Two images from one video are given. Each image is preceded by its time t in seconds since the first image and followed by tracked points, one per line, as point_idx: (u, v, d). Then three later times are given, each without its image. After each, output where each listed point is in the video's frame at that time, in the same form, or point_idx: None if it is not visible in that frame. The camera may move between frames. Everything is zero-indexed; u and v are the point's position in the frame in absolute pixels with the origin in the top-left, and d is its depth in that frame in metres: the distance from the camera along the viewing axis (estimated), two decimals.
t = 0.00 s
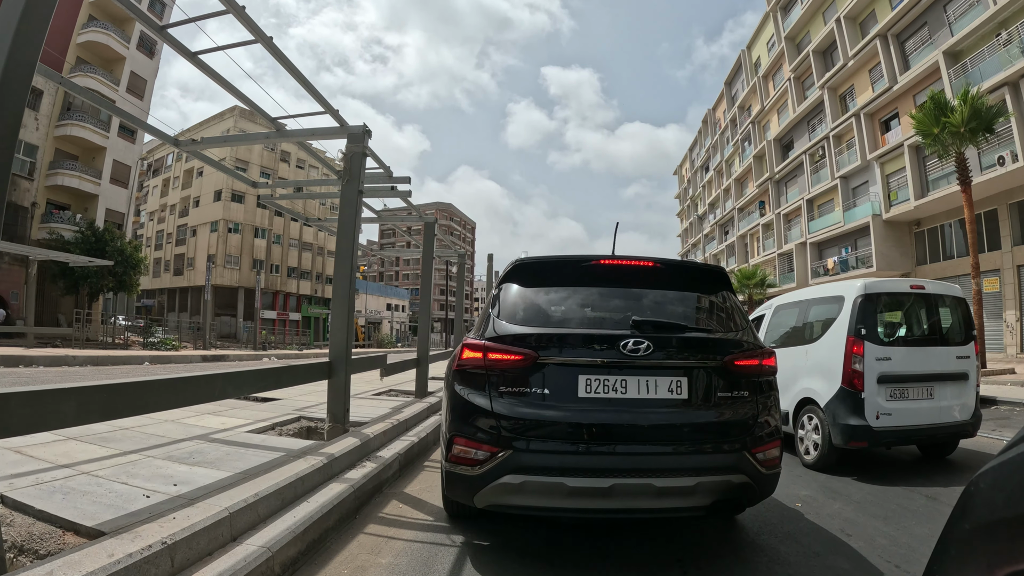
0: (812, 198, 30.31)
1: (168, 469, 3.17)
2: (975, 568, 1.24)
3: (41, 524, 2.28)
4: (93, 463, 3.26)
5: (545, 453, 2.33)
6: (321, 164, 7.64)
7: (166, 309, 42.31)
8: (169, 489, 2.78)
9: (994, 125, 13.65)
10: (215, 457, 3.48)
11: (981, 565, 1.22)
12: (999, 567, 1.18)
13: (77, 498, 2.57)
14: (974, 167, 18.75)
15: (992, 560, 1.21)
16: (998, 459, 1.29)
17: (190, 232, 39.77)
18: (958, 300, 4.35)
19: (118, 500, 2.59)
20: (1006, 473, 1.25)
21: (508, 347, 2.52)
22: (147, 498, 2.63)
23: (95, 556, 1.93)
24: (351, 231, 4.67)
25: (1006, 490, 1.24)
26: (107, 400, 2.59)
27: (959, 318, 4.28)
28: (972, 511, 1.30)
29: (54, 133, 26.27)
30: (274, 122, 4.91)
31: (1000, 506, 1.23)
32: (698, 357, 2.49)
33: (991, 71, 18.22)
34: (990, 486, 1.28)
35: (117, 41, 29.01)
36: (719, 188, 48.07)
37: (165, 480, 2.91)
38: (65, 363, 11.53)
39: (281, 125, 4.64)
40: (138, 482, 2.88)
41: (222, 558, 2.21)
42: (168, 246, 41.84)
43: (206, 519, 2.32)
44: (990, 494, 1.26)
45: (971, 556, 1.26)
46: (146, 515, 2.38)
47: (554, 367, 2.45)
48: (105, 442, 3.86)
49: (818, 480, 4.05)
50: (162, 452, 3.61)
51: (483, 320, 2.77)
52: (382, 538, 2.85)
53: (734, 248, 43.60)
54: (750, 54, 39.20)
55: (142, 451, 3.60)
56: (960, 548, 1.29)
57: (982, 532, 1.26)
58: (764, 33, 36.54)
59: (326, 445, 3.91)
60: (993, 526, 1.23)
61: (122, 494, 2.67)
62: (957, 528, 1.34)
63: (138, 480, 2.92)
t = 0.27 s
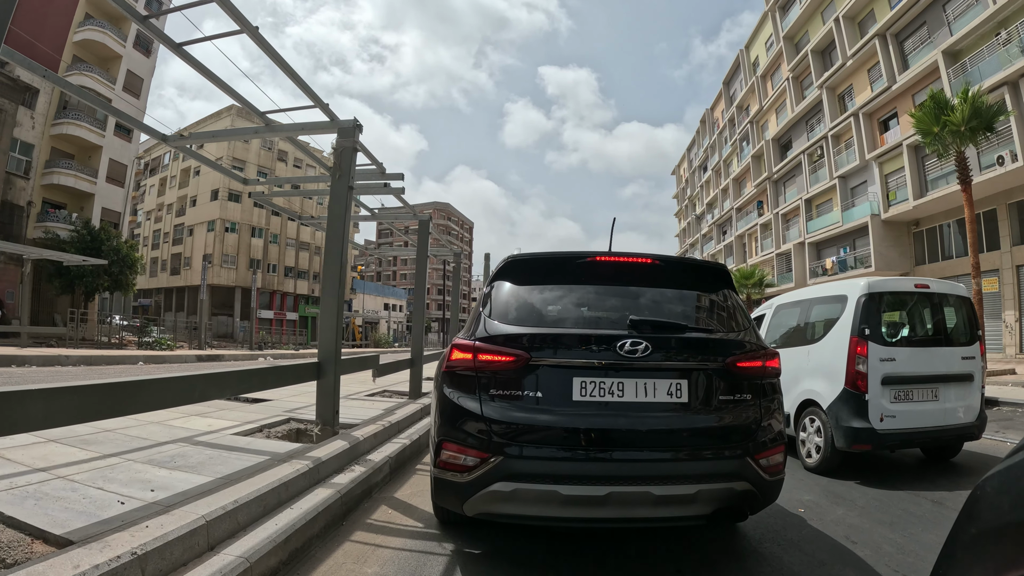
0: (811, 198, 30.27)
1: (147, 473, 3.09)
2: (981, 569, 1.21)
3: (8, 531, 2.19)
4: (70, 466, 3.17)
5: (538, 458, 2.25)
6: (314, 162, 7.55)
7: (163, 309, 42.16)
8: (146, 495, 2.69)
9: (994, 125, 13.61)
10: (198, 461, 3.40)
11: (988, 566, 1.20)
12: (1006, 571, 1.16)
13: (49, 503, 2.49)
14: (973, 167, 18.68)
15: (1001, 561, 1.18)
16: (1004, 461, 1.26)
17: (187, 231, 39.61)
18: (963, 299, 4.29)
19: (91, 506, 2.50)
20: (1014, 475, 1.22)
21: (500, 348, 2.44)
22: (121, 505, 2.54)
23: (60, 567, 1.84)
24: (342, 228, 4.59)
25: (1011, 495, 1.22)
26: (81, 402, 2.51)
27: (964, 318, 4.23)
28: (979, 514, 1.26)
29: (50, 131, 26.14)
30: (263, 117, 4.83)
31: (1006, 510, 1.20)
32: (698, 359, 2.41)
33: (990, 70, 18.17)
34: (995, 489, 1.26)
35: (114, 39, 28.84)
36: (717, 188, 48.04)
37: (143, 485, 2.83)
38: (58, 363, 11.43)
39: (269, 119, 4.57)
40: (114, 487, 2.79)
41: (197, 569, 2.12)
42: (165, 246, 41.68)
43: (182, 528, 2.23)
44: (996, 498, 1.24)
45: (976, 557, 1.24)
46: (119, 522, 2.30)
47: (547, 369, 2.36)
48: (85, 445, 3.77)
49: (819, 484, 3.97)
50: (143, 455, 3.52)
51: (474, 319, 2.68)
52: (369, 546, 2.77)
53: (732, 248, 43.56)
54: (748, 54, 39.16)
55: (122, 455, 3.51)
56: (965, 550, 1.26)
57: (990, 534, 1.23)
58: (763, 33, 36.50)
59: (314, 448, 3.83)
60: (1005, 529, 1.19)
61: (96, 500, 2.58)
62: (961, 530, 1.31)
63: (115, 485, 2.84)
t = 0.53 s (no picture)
0: (807, 199, 30.29)
1: (125, 476, 3.00)
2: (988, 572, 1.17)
3: None
4: (48, 468, 3.10)
5: (529, 466, 2.17)
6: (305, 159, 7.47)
7: (158, 308, 41.94)
8: (121, 500, 2.60)
9: (994, 125, 13.61)
10: (179, 464, 3.32)
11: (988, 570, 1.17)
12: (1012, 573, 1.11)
13: (20, 508, 2.40)
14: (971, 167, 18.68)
15: (1005, 563, 1.14)
16: (1006, 463, 1.23)
17: (182, 230, 39.40)
18: (965, 300, 4.25)
19: (64, 511, 2.41)
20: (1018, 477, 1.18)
21: (491, 349, 2.36)
22: (95, 509, 2.45)
23: None
24: (331, 225, 4.52)
25: (1018, 494, 1.18)
26: (61, 402, 2.40)
27: (966, 318, 4.18)
28: (983, 515, 1.22)
29: (44, 129, 25.95)
30: (251, 111, 4.75)
31: (1013, 511, 1.16)
32: (697, 362, 2.34)
33: (988, 71, 18.18)
34: (1002, 489, 1.21)
35: (109, 36, 28.63)
36: (714, 188, 48.06)
37: (120, 489, 2.74)
38: (49, 362, 11.31)
39: (257, 114, 4.49)
40: (89, 491, 2.70)
41: None
42: (160, 244, 41.47)
43: (155, 535, 2.14)
44: (1001, 500, 1.20)
45: (977, 557, 1.20)
46: (89, 529, 2.21)
47: (539, 371, 2.29)
48: (64, 446, 3.69)
49: (818, 488, 3.91)
50: (123, 457, 3.45)
51: (464, 318, 2.60)
52: (353, 554, 2.69)
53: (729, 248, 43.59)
54: (745, 54, 39.18)
55: (102, 456, 3.43)
56: (967, 551, 1.22)
57: (991, 535, 1.19)
58: (760, 33, 36.50)
59: (300, 451, 3.74)
60: (1006, 530, 1.16)
61: (69, 504, 2.49)
62: (967, 531, 1.26)
63: (90, 489, 2.75)
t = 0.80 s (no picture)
0: (806, 199, 30.26)
1: (106, 478, 2.94)
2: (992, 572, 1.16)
3: None
4: (28, 469, 3.04)
5: (523, 471, 2.11)
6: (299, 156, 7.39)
7: (155, 307, 41.81)
8: (100, 503, 2.54)
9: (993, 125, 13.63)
10: (163, 466, 3.26)
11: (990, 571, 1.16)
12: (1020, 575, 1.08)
13: None
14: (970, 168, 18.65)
15: (1009, 563, 1.13)
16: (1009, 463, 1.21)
17: (179, 229, 39.27)
18: (969, 300, 4.20)
19: (40, 514, 2.36)
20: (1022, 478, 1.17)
21: (483, 348, 2.30)
22: (72, 513, 2.39)
23: None
24: (322, 221, 4.46)
25: None
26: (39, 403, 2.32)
27: (970, 318, 4.14)
28: (986, 514, 1.22)
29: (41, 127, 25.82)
30: (241, 106, 4.68)
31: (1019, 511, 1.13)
32: (698, 363, 2.28)
33: (988, 72, 18.15)
34: (1007, 490, 1.20)
35: (106, 34, 28.48)
36: (712, 188, 48.06)
37: (100, 492, 2.69)
38: (44, 360, 11.24)
39: (248, 109, 4.42)
40: (68, 494, 2.65)
41: None
42: (157, 243, 41.32)
43: (132, 540, 2.08)
44: (1006, 499, 1.19)
45: (978, 557, 1.20)
46: (65, 534, 2.15)
47: (534, 371, 2.22)
48: (48, 447, 3.63)
49: (820, 491, 3.85)
50: (107, 458, 3.40)
51: (456, 317, 2.53)
52: (342, 559, 2.63)
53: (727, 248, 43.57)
54: (744, 55, 39.17)
55: (85, 457, 3.38)
56: (970, 551, 1.21)
57: (994, 536, 1.18)
58: (759, 34, 36.46)
59: (289, 452, 3.68)
60: (1010, 530, 1.15)
61: (47, 507, 2.44)
62: (967, 532, 1.25)
63: (70, 491, 2.70)
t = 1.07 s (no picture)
0: (805, 199, 30.24)
1: (91, 479, 2.90)
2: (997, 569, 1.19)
3: None
4: (12, 471, 3.01)
5: (519, 476, 2.06)
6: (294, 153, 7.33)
7: (152, 305, 41.73)
8: (83, 505, 2.50)
9: (992, 127, 13.62)
10: (150, 467, 3.22)
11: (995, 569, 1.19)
12: None
13: None
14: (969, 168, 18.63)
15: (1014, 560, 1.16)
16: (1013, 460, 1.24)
17: (177, 227, 39.19)
18: (972, 299, 4.17)
19: (21, 518, 2.32)
20: None
21: (478, 348, 2.25)
22: (54, 515, 2.36)
23: None
24: (316, 218, 4.41)
25: None
26: (20, 403, 2.26)
27: (973, 318, 4.11)
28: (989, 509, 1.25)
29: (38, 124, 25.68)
30: (235, 100, 4.64)
31: None
32: (699, 364, 2.23)
33: (987, 72, 18.14)
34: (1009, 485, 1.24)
35: (105, 32, 28.37)
36: (711, 188, 48.08)
37: (84, 494, 2.65)
38: (39, 358, 11.19)
39: (241, 104, 4.38)
40: (51, 496, 2.61)
41: None
42: (155, 241, 41.22)
43: (113, 545, 2.03)
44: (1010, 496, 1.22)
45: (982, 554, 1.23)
46: (45, 537, 2.12)
47: (530, 371, 2.18)
48: (35, 446, 3.59)
49: (822, 494, 3.81)
50: (94, 459, 3.36)
51: (448, 316, 2.48)
52: (332, 564, 2.58)
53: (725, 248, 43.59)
54: (743, 55, 39.15)
55: (70, 458, 3.34)
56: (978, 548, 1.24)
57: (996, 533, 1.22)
58: (758, 34, 36.44)
59: (280, 454, 3.63)
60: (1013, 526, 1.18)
61: (28, 510, 2.40)
62: (971, 530, 1.27)
63: (53, 493, 2.65)
